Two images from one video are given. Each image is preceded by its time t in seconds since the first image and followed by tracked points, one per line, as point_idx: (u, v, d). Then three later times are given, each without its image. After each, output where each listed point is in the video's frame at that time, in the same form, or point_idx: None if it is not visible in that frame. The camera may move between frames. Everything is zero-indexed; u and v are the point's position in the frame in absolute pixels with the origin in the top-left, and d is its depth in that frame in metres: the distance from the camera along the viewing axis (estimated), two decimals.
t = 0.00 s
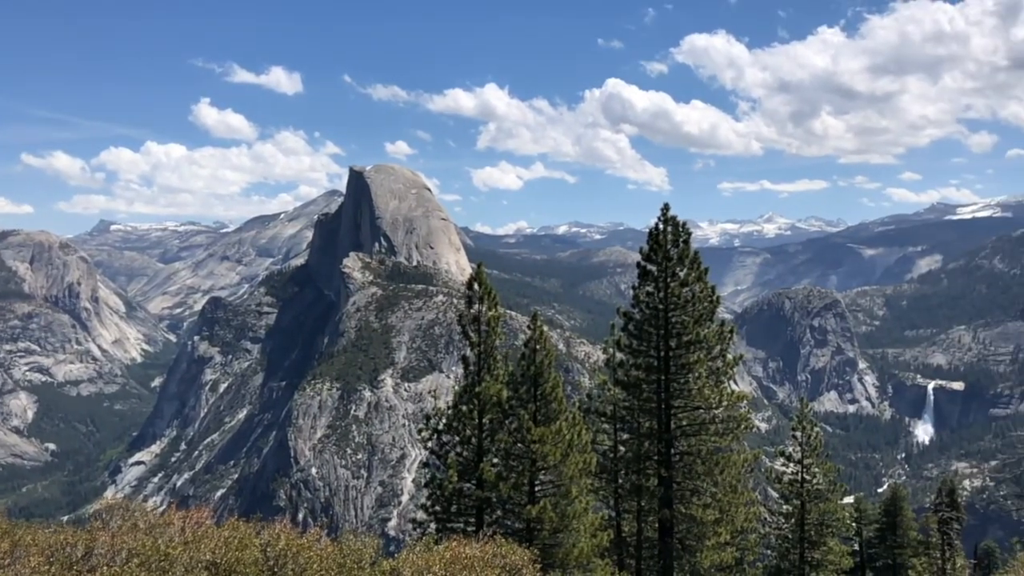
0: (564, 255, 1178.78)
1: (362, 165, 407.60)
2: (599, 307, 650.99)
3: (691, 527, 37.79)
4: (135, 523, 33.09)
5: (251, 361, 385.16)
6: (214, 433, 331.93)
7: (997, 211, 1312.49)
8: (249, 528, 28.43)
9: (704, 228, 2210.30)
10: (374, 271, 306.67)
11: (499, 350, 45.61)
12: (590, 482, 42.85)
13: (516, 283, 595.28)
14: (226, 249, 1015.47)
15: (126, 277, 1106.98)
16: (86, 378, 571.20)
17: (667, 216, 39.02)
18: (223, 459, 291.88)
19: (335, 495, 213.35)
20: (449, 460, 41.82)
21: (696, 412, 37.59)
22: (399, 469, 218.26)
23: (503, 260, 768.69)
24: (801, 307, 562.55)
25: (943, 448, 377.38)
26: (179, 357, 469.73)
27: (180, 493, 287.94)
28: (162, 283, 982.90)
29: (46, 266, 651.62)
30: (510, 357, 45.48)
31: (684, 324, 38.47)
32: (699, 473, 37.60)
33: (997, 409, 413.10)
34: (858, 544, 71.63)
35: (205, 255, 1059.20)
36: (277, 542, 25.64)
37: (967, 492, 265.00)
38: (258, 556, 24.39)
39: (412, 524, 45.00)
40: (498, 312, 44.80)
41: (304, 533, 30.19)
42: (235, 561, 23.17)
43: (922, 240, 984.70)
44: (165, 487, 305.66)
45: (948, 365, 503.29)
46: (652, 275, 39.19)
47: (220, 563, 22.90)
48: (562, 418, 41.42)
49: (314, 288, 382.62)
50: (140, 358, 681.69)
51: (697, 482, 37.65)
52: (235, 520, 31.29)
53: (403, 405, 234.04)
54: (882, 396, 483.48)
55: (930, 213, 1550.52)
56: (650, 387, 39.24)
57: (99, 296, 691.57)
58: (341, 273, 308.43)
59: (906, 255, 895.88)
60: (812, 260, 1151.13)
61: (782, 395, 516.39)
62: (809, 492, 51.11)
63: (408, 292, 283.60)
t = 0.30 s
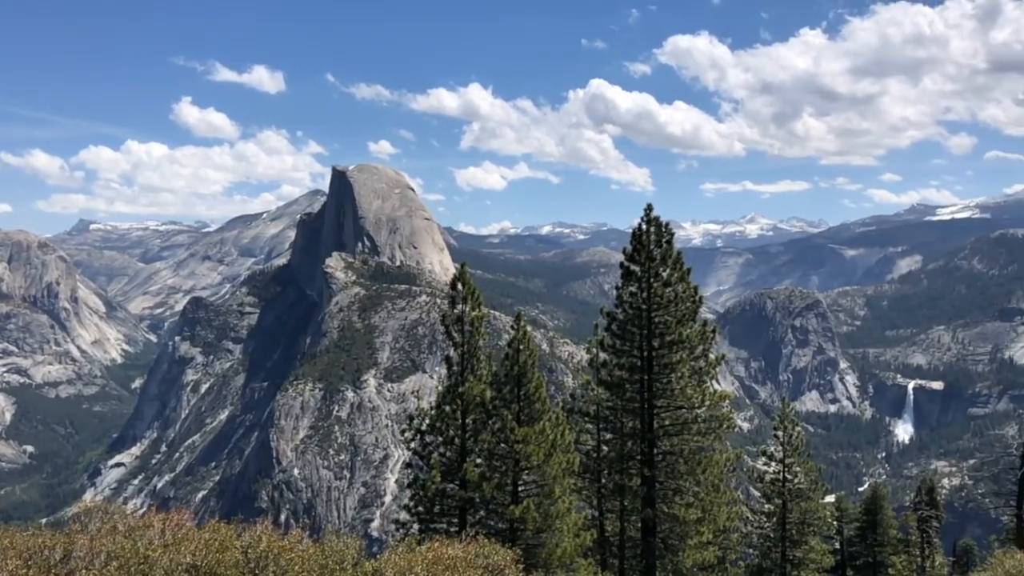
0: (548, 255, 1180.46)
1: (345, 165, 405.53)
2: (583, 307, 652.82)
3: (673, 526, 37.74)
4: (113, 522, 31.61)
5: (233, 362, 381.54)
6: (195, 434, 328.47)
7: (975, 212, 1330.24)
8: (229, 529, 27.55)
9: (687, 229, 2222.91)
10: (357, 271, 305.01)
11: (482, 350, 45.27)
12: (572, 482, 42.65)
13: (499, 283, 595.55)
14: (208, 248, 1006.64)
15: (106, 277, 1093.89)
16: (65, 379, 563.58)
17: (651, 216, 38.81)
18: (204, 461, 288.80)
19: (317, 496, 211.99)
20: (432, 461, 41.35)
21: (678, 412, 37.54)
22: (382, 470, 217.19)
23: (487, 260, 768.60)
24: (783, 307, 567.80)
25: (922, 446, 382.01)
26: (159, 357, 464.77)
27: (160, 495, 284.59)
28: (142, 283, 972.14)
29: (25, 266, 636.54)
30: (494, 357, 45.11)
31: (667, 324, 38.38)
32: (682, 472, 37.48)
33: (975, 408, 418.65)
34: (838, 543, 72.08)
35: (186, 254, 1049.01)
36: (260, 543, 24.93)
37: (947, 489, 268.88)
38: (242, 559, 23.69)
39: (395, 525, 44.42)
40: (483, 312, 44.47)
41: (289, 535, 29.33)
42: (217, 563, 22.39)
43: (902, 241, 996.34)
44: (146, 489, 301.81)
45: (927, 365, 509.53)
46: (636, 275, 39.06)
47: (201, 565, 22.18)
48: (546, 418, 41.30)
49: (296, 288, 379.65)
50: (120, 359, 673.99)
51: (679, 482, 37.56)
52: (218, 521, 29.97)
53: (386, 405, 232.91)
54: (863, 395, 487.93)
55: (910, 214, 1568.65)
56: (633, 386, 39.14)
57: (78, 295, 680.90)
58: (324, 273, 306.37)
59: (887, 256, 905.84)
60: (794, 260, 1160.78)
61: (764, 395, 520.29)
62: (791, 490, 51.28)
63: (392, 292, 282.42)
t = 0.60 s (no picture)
0: (532, 255, 1182.11)
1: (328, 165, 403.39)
2: (566, 307, 654.66)
3: (656, 526, 37.59)
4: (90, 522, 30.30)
5: (215, 362, 377.54)
6: (176, 436, 324.55)
7: (954, 213, 1348.42)
8: (212, 531, 26.57)
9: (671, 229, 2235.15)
10: (340, 272, 303.22)
11: (465, 351, 44.86)
12: (555, 483, 42.40)
13: (483, 284, 595.73)
14: (189, 248, 997.23)
15: (85, 278, 1080.44)
16: (44, 381, 556.47)
17: (634, 217, 38.59)
18: (185, 462, 285.50)
19: (299, 497, 210.40)
20: (415, 461, 40.74)
21: (661, 412, 37.40)
22: (365, 471, 216.08)
23: (470, 259, 768.89)
24: (765, 307, 572.81)
25: (902, 446, 385.84)
26: (139, 358, 459.69)
27: (141, 498, 281.00)
28: (123, 283, 961.32)
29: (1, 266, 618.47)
30: (476, 357, 44.72)
31: (651, 324, 38.21)
32: (665, 472, 37.36)
33: (954, 407, 423.12)
34: (819, 542, 72.42)
35: (167, 254, 1038.98)
36: (241, 547, 24.25)
37: (926, 488, 271.88)
38: (222, 562, 22.99)
39: (378, 526, 43.71)
40: (466, 313, 44.02)
41: (271, 536, 28.58)
42: (198, 566, 21.71)
43: (881, 242, 1007.26)
44: (125, 492, 297.72)
45: (907, 365, 515.39)
46: (619, 276, 38.86)
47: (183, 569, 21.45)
48: (529, 419, 41.09)
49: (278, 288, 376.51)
50: (100, 360, 665.69)
51: (661, 482, 37.45)
52: (198, 524, 28.81)
53: (369, 406, 231.61)
54: (844, 395, 492.27)
55: (889, 215, 1586.64)
56: (617, 386, 38.94)
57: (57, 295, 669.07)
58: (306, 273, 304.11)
59: (867, 256, 915.44)
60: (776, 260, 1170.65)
61: (746, 394, 524.20)
62: (772, 490, 51.44)
63: (375, 292, 281.27)
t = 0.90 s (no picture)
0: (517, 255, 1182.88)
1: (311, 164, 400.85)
2: (549, 307, 656.30)
3: (639, 526, 37.51)
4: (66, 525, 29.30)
5: (196, 364, 373.51)
6: (157, 437, 320.86)
7: (933, 213, 1365.23)
8: (192, 533, 25.97)
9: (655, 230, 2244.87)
10: (322, 272, 301.19)
11: (449, 351, 44.47)
12: (539, 482, 42.11)
13: (467, 284, 595.57)
14: (171, 248, 987.53)
15: (64, 278, 1065.73)
16: (22, 382, 548.25)
17: (617, 217, 38.40)
18: (166, 464, 282.30)
19: (282, 498, 208.61)
20: (397, 463, 40.29)
21: (644, 410, 37.28)
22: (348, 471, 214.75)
23: (453, 259, 768.62)
24: (747, 307, 577.11)
25: (882, 445, 389.80)
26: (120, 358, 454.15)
27: (121, 500, 277.47)
28: (103, 283, 949.90)
29: None
30: (460, 357, 44.36)
31: (633, 324, 38.11)
32: (648, 471, 37.27)
33: (934, 407, 427.33)
34: (800, 541, 72.78)
35: (148, 254, 1027.96)
36: (223, 548, 23.68)
37: (906, 487, 274.85)
38: (203, 563, 22.48)
39: (361, 528, 43.14)
40: (449, 313, 43.67)
41: (253, 538, 28.02)
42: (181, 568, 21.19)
43: (862, 242, 1017.46)
44: (105, 494, 293.99)
45: (888, 364, 520.99)
46: (602, 276, 38.69)
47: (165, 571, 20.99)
48: (513, 418, 40.82)
49: (260, 288, 373.49)
50: (79, 361, 657.10)
51: (645, 481, 37.32)
52: (179, 526, 28.02)
53: (352, 407, 230.03)
54: (825, 395, 496.42)
55: (871, 215, 1602.35)
56: (599, 386, 38.85)
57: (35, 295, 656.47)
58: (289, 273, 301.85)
59: (848, 256, 924.09)
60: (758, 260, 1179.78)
61: (728, 394, 527.62)
62: (755, 489, 51.46)
63: (358, 292, 279.96)
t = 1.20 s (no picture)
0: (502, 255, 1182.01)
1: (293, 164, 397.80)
2: (532, 307, 657.23)
3: (623, 525, 37.40)
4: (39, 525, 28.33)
5: (177, 365, 369.41)
6: (138, 439, 316.99)
7: (914, 214, 1380.94)
8: (172, 536, 25.31)
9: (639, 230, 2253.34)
10: (305, 272, 299.05)
11: (432, 351, 44.05)
12: (522, 483, 41.80)
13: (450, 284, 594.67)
14: (152, 248, 976.61)
15: (42, 279, 1050.04)
16: None
17: (600, 217, 38.13)
18: (147, 466, 279.05)
19: (264, 500, 206.71)
20: (381, 463, 39.84)
21: (627, 410, 37.15)
22: (331, 473, 213.21)
23: (436, 259, 767.45)
24: (730, 308, 580.84)
25: (863, 444, 393.40)
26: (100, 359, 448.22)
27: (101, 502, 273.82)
28: (83, 285, 937.58)
29: None
30: (444, 358, 43.99)
31: (617, 324, 37.89)
32: (631, 471, 37.18)
33: (914, 406, 431.92)
34: (784, 540, 72.93)
35: (128, 255, 1015.90)
36: (202, 549, 23.08)
37: (887, 486, 278.02)
38: (183, 566, 21.89)
39: (344, 528, 42.63)
40: (433, 313, 43.20)
41: (235, 539, 27.49)
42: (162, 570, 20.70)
43: (844, 243, 1027.01)
44: (85, 497, 289.95)
45: (869, 364, 526.26)
46: (586, 276, 38.43)
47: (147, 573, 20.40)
48: (496, 419, 40.56)
49: (242, 288, 370.50)
50: (58, 363, 648.05)
51: (628, 480, 37.18)
52: (158, 528, 27.25)
53: (335, 408, 228.24)
54: (807, 394, 500.42)
55: (852, 216, 1618.30)
56: (583, 386, 38.64)
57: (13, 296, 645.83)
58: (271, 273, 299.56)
59: (830, 257, 932.47)
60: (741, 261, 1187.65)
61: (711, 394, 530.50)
62: (737, 489, 51.53)
63: (341, 293, 278.25)
